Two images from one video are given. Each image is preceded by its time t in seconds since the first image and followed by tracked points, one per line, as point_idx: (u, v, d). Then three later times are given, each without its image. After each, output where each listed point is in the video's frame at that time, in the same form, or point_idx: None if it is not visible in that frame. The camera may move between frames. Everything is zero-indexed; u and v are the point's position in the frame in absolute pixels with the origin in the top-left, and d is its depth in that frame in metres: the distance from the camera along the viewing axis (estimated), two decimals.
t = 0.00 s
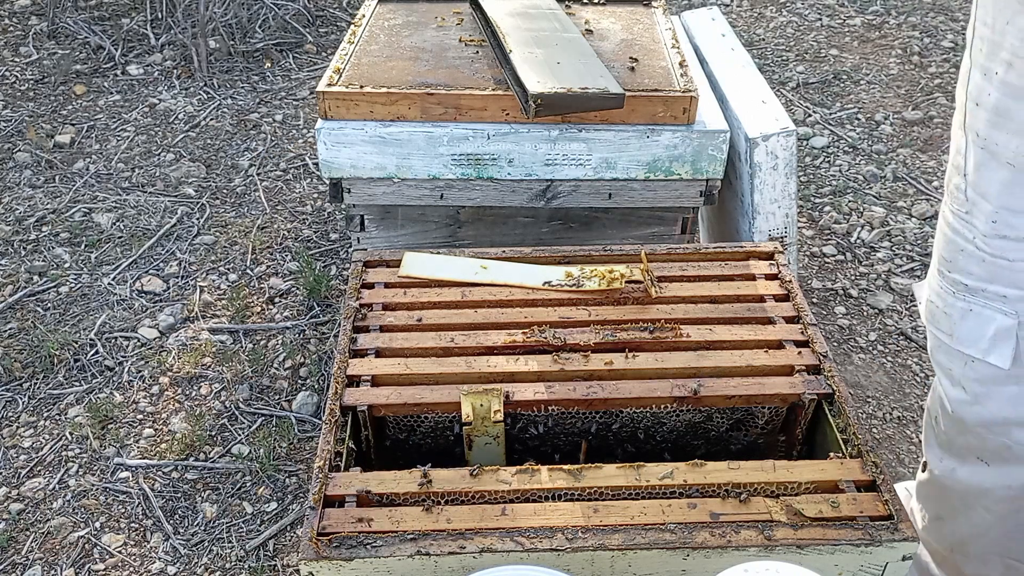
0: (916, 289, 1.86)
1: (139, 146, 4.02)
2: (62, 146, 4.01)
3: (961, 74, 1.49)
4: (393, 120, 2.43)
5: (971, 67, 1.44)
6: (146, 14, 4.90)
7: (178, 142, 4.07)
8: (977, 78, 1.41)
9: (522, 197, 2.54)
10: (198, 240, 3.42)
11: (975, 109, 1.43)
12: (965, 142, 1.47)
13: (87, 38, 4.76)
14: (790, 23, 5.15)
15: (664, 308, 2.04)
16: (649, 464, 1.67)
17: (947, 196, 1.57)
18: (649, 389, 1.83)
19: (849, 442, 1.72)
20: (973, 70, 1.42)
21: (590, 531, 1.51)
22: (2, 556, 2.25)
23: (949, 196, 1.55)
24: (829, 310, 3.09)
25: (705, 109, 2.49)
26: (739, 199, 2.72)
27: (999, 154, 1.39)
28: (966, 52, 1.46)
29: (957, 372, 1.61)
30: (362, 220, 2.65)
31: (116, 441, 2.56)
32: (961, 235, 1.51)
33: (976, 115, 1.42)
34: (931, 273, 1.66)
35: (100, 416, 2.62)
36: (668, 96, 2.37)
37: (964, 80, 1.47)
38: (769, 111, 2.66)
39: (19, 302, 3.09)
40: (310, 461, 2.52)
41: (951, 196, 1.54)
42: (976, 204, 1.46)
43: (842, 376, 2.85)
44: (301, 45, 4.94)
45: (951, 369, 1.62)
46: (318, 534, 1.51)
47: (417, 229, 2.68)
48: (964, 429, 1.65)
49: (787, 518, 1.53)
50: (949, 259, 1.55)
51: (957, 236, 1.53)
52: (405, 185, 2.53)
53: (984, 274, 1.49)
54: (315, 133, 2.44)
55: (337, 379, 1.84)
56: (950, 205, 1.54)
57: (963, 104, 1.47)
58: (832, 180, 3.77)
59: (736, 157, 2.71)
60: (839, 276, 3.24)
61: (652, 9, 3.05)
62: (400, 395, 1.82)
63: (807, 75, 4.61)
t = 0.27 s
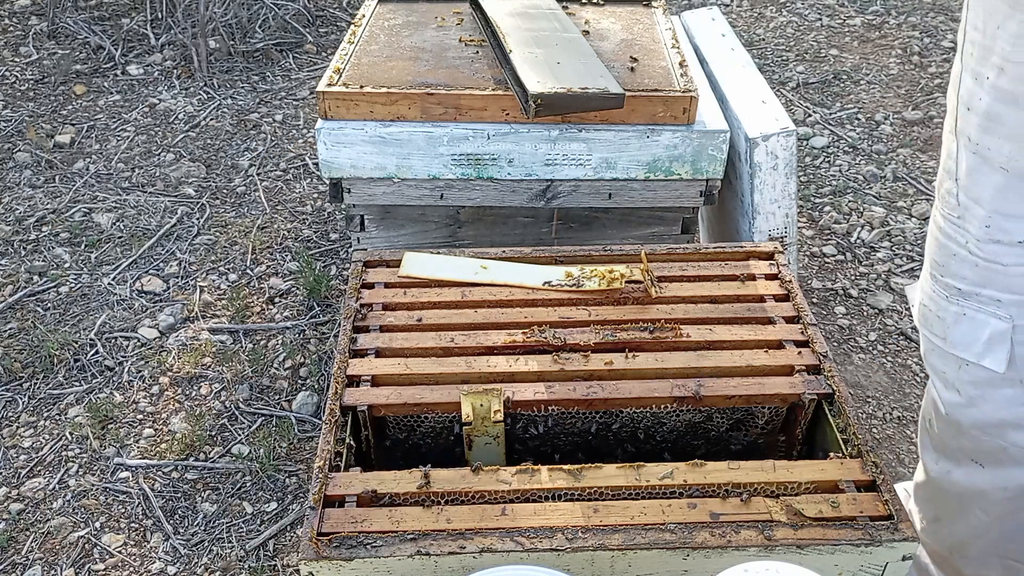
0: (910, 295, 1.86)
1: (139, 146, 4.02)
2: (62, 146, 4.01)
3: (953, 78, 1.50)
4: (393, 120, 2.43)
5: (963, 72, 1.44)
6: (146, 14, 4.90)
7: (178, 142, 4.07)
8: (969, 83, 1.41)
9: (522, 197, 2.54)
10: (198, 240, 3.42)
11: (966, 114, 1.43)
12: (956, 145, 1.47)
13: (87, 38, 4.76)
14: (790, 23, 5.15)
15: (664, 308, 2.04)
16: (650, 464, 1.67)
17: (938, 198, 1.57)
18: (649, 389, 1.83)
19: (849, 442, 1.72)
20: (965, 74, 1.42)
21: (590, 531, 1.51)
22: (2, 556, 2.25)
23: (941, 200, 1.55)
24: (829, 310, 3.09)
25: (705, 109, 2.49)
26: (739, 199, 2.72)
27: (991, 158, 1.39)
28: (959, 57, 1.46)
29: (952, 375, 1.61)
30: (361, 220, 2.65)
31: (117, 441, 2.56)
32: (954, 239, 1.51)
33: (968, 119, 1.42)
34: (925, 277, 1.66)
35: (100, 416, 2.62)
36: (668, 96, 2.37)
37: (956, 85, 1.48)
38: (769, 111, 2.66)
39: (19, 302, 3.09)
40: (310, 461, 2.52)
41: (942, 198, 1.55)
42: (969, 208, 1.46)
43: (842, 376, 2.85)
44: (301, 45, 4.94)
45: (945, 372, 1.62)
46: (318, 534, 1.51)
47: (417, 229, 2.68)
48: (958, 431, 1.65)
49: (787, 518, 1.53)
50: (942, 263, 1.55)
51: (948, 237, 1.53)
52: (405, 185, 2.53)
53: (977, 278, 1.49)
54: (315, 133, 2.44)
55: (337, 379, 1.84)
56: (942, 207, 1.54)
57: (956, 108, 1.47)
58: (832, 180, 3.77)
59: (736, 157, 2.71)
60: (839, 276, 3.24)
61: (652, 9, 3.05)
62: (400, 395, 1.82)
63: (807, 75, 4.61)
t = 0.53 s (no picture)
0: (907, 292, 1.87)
1: (139, 146, 4.02)
2: (62, 146, 4.01)
3: (945, 79, 1.50)
4: (393, 120, 2.43)
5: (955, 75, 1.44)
6: (146, 14, 4.90)
7: (178, 142, 4.07)
8: (962, 86, 1.41)
9: (522, 197, 2.54)
10: (198, 240, 3.42)
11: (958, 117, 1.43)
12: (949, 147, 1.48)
13: (87, 38, 4.76)
14: (790, 23, 5.15)
15: (664, 308, 2.04)
16: (649, 464, 1.67)
17: (932, 200, 1.57)
18: (649, 389, 1.83)
19: (849, 442, 1.72)
20: (959, 77, 1.42)
21: (590, 531, 1.51)
22: (2, 556, 2.25)
23: (935, 202, 1.55)
24: (829, 310, 3.09)
25: (705, 109, 2.49)
26: (739, 199, 2.72)
27: (985, 161, 1.39)
28: (952, 60, 1.46)
29: (950, 376, 1.61)
30: (361, 220, 2.65)
31: (117, 441, 2.56)
32: (949, 241, 1.52)
33: (961, 123, 1.42)
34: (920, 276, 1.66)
35: (100, 416, 2.62)
36: (668, 96, 2.37)
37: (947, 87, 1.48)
38: (769, 111, 2.66)
39: (19, 302, 3.09)
40: (310, 461, 2.52)
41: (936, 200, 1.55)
42: (964, 210, 1.46)
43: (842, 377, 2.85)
44: (301, 45, 4.94)
45: (943, 372, 1.62)
46: (318, 534, 1.51)
47: (417, 229, 2.68)
48: (957, 431, 1.64)
49: (787, 518, 1.53)
50: (938, 264, 1.56)
51: (944, 239, 1.53)
52: (405, 185, 2.53)
53: (973, 278, 1.49)
54: (315, 133, 2.44)
55: (337, 379, 1.84)
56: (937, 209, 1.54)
57: (949, 110, 1.47)
58: (832, 180, 3.77)
59: (736, 157, 2.71)
60: (839, 276, 3.24)
61: (652, 9, 3.05)
62: (400, 395, 1.82)
63: (807, 75, 4.61)
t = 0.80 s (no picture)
0: (915, 297, 1.86)
1: (139, 146, 4.02)
2: (62, 146, 4.01)
3: (952, 86, 1.48)
4: (393, 121, 2.43)
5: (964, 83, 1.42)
6: (145, 14, 4.90)
7: (178, 142, 4.07)
8: (972, 96, 1.39)
9: (522, 197, 2.54)
10: (198, 240, 3.42)
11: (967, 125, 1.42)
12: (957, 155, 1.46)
13: (87, 38, 4.76)
14: (790, 23, 5.15)
15: (664, 308, 2.04)
16: (650, 464, 1.67)
17: (939, 206, 1.55)
18: (649, 389, 1.83)
19: (849, 442, 1.72)
20: (968, 87, 1.40)
21: (590, 531, 1.51)
22: (2, 556, 2.25)
23: (942, 208, 1.54)
24: (829, 310, 3.09)
25: (705, 109, 2.49)
26: (739, 199, 2.72)
27: (995, 173, 1.37)
28: (960, 69, 1.44)
29: (958, 381, 1.59)
30: (361, 220, 2.65)
31: (116, 441, 2.56)
32: (956, 248, 1.50)
33: (970, 132, 1.41)
34: (927, 281, 1.65)
35: (100, 416, 2.62)
36: (668, 96, 2.37)
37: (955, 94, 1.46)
38: (769, 111, 2.66)
39: (19, 302, 3.09)
40: (310, 461, 2.52)
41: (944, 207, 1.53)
42: (972, 219, 1.45)
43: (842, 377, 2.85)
44: (301, 45, 4.94)
45: (952, 378, 1.60)
46: (318, 534, 1.51)
47: (417, 229, 2.68)
48: (967, 435, 1.63)
49: (787, 518, 1.53)
50: (945, 271, 1.54)
51: (951, 246, 1.51)
52: (405, 185, 2.53)
53: (981, 286, 1.48)
54: (315, 133, 2.44)
55: (337, 379, 1.84)
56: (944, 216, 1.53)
57: (958, 119, 1.45)
58: (832, 180, 3.77)
59: (736, 157, 2.71)
60: (839, 276, 3.24)
61: (652, 9, 3.05)
62: (400, 395, 1.82)
63: (807, 75, 4.61)
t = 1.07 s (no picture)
0: (915, 304, 1.84)
1: (139, 146, 4.02)
2: (62, 146, 4.01)
3: (956, 94, 1.45)
4: (393, 121, 2.43)
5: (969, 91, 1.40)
6: (145, 14, 4.90)
7: (178, 142, 4.07)
8: (978, 105, 1.37)
9: (522, 197, 2.54)
10: (198, 240, 3.42)
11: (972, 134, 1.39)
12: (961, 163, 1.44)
13: (87, 38, 4.76)
14: (790, 23, 5.15)
15: (664, 308, 2.04)
16: (650, 464, 1.67)
17: (942, 214, 1.53)
18: (649, 389, 1.83)
19: (849, 442, 1.72)
20: (973, 96, 1.38)
21: (590, 531, 1.51)
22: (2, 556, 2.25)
23: (945, 216, 1.51)
24: (829, 310, 3.09)
25: (705, 109, 2.49)
26: (739, 199, 2.71)
27: (1002, 182, 1.35)
28: (964, 77, 1.42)
29: (963, 386, 1.57)
30: (361, 220, 2.65)
31: (117, 441, 2.56)
32: (960, 256, 1.48)
33: (976, 141, 1.38)
34: (928, 287, 1.63)
35: (100, 416, 2.62)
36: (668, 96, 2.37)
37: (960, 101, 1.44)
38: (769, 112, 2.66)
39: (19, 302, 3.09)
40: (310, 461, 2.52)
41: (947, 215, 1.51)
42: (978, 229, 1.42)
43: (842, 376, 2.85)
44: (301, 45, 4.94)
45: (956, 383, 1.59)
46: (318, 534, 1.51)
47: (417, 229, 2.68)
48: (971, 438, 1.61)
49: (787, 518, 1.53)
50: (949, 279, 1.52)
51: (954, 254, 1.49)
52: (405, 185, 2.53)
53: (987, 294, 1.46)
54: (315, 133, 2.44)
55: (337, 379, 1.84)
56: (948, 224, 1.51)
57: (961, 128, 1.43)
58: (832, 180, 3.77)
59: (736, 157, 2.71)
60: (839, 276, 3.24)
61: (652, 9, 3.05)
62: (400, 395, 1.82)
63: (807, 75, 4.61)
